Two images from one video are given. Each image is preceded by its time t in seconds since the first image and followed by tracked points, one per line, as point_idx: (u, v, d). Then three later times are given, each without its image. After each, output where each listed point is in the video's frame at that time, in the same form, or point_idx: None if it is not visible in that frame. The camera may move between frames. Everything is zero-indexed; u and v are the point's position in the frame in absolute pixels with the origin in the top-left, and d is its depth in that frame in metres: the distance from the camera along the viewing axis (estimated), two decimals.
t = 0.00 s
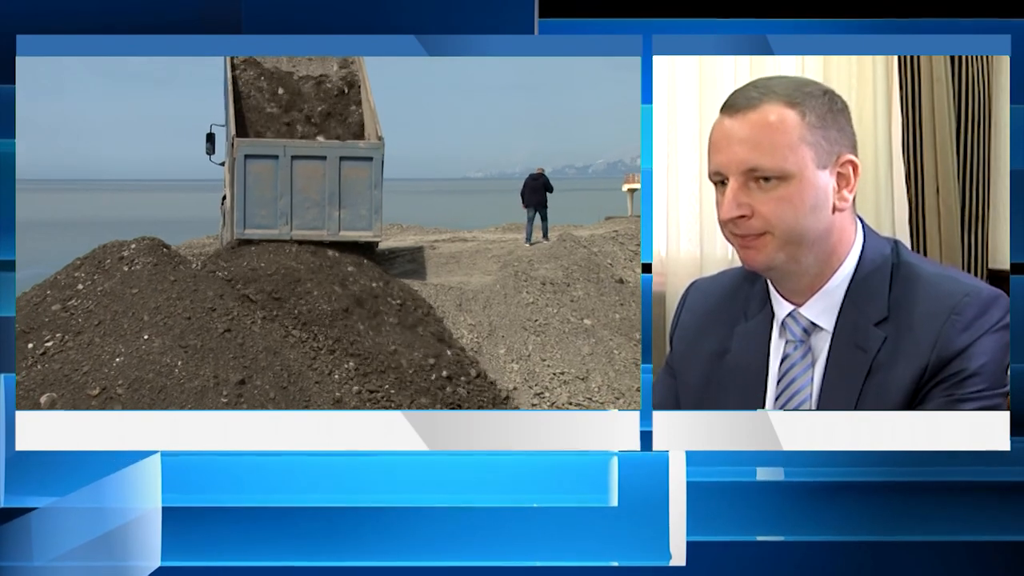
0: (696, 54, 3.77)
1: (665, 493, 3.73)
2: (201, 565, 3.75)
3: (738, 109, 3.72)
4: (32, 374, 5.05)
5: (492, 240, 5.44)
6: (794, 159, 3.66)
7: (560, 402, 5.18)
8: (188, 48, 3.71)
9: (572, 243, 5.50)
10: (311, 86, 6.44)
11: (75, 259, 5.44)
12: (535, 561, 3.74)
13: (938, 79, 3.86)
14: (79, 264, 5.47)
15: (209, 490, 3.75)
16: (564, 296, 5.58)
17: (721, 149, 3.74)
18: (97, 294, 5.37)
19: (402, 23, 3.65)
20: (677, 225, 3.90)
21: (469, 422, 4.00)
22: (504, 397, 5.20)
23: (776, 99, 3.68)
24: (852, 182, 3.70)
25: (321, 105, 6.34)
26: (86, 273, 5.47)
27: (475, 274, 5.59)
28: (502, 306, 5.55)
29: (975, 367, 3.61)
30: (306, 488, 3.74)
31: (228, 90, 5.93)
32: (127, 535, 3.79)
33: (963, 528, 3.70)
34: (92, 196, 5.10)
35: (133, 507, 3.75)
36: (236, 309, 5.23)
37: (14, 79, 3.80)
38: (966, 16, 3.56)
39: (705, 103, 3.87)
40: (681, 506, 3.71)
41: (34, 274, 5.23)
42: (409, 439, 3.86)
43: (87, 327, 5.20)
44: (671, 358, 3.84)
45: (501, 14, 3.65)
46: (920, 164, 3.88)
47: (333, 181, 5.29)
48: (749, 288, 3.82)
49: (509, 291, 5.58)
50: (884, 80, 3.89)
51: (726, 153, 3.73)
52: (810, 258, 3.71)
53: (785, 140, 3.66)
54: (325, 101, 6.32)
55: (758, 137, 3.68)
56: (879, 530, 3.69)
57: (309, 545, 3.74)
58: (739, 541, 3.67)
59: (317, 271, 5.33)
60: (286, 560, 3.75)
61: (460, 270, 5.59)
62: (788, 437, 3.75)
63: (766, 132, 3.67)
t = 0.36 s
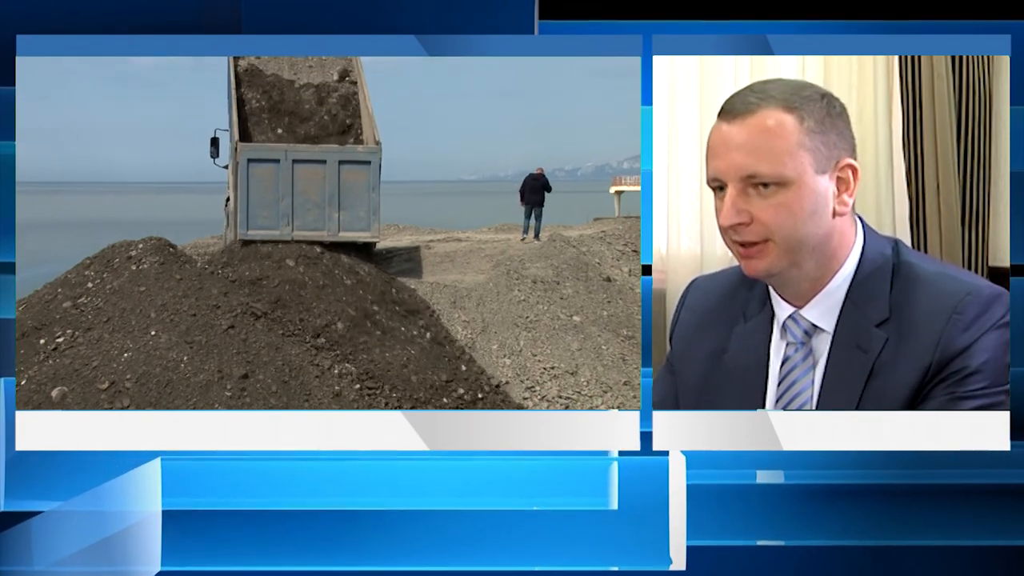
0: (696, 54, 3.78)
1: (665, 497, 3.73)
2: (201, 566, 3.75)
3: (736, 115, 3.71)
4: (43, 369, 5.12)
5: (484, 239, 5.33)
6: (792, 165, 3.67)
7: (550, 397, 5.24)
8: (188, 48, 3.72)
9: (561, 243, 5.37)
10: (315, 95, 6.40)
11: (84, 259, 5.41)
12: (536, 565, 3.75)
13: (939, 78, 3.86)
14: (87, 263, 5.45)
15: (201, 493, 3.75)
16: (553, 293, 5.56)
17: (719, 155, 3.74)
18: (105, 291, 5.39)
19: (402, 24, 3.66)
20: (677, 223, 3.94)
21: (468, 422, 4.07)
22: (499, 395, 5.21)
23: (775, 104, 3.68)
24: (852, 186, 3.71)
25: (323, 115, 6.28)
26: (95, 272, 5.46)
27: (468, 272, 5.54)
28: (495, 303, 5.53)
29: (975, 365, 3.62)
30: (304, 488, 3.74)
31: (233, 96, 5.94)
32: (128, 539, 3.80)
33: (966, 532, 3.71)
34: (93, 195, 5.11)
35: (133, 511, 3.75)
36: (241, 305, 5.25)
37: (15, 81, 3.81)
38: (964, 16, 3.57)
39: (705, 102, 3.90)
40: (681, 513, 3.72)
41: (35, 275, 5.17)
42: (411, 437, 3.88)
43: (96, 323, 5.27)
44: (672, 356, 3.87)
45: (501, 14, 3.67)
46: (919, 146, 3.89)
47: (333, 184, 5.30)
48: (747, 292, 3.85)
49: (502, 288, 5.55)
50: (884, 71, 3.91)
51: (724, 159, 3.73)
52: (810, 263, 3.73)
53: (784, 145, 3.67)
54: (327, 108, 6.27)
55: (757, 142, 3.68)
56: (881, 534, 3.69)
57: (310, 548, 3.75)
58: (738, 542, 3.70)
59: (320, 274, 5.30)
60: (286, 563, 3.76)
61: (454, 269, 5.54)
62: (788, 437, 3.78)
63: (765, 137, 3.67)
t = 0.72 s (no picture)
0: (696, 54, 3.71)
1: (665, 501, 3.72)
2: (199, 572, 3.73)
3: (752, 113, 3.70)
4: (53, 362, 5.14)
5: (477, 238, 5.14)
6: (808, 166, 3.66)
7: (541, 391, 5.17)
8: (188, 48, 3.70)
9: (552, 243, 5.08)
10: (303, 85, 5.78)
11: (94, 258, 5.08)
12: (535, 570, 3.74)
13: (939, 75, 3.83)
14: (97, 262, 5.12)
15: (197, 497, 3.73)
16: (545, 291, 5.34)
17: (733, 152, 3.72)
18: (115, 289, 5.32)
19: (403, 23, 3.65)
20: (677, 221, 3.86)
21: (469, 418, 3.88)
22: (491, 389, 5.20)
23: (792, 103, 3.68)
24: (865, 188, 3.70)
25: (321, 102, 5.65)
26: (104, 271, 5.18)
27: (462, 270, 5.28)
28: (489, 301, 5.34)
29: (979, 365, 3.62)
30: (302, 489, 3.73)
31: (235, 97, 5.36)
32: (127, 543, 3.78)
33: (967, 532, 3.70)
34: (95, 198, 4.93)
35: (133, 516, 3.74)
36: (244, 305, 5.28)
37: (14, 82, 3.79)
38: (965, 15, 3.56)
39: (705, 103, 3.81)
40: (682, 520, 3.72)
41: (36, 278, 4.93)
42: (409, 440, 3.79)
43: (105, 320, 5.26)
44: (672, 352, 3.84)
45: (502, 14, 3.65)
46: (919, 145, 3.85)
47: (332, 186, 5.21)
48: (750, 287, 3.85)
49: (493, 286, 5.34)
50: (884, 68, 3.84)
51: (739, 156, 3.71)
52: (819, 262, 3.74)
53: (800, 145, 3.66)
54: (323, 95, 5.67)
55: (769, 140, 3.67)
56: (881, 534, 3.71)
57: (309, 552, 3.74)
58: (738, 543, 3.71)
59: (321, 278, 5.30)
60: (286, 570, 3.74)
61: (448, 267, 5.27)
62: (788, 437, 3.74)
63: (782, 136, 3.66)
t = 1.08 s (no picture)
0: (696, 53, 3.75)
1: (665, 506, 3.72)
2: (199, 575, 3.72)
3: (750, 118, 3.71)
4: (64, 359, 5.09)
5: (471, 239, 5.27)
6: (806, 171, 3.67)
7: (533, 387, 5.21)
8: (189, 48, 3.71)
9: (542, 245, 5.24)
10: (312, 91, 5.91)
11: (101, 260, 5.14)
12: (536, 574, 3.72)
13: (939, 73, 3.85)
14: (104, 263, 5.17)
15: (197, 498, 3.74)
16: (535, 291, 5.46)
17: (730, 157, 3.74)
18: (122, 290, 5.29)
19: (404, 23, 3.65)
20: (676, 218, 3.90)
21: (467, 421, 4.15)
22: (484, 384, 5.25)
23: (788, 107, 3.68)
24: (862, 189, 3.72)
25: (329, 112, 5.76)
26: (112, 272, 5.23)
27: (456, 270, 5.45)
28: (483, 300, 5.45)
29: (977, 363, 3.64)
30: (303, 488, 3.74)
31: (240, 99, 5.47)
32: (127, 546, 3.74)
33: (967, 532, 3.70)
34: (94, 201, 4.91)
35: (133, 518, 3.73)
36: (250, 305, 5.20)
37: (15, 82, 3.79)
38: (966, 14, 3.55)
39: (705, 102, 3.86)
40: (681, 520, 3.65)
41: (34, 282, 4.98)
42: (408, 439, 3.89)
43: (114, 319, 5.20)
44: (672, 351, 3.85)
45: (502, 14, 3.65)
46: (919, 156, 3.86)
47: (332, 190, 5.21)
48: (749, 287, 3.86)
49: (487, 286, 5.46)
50: (884, 72, 3.87)
51: (736, 161, 3.73)
52: (818, 264, 3.76)
53: (798, 150, 3.66)
54: (331, 112, 5.76)
55: (767, 145, 3.68)
56: (881, 534, 3.70)
57: (307, 556, 3.73)
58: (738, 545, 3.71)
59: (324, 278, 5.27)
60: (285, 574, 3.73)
61: (444, 267, 5.43)
62: (788, 437, 3.81)
63: (780, 140, 3.66)
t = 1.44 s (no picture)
0: (697, 53, 3.64)
1: (665, 509, 3.64)
2: None
3: (751, 118, 3.64)
4: (76, 356, 5.14)
5: (466, 241, 5.23)
6: (807, 171, 3.61)
7: (526, 382, 5.25)
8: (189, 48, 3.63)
9: (536, 246, 5.25)
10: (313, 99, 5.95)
11: (111, 260, 5.09)
12: None
13: (939, 72, 3.78)
14: (114, 263, 5.12)
15: (189, 503, 3.65)
16: (529, 290, 5.49)
17: (731, 157, 3.66)
18: (131, 289, 5.27)
19: (405, 23, 3.57)
20: (676, 219, 3.76)
21: (469, 418, 3.82)
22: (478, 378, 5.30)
23: (789, 107, 3.61)
24: (864, 188, 3.66)
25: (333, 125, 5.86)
26: (122, 273, 5.17)
27: (452, 270, 5.44)
28: (478, 299, 5.47)
29: (977, 363, 3.57)
30: (289, 493, 3.64)
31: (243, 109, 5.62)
32: (126, 548, 3.67)
33: (975, 538, 3.59)
34: (92, 205, 4.82)
35: (133, 521, 3.65)
36: (253, 306, 5.23)
37: (15, 84, 3.72)
38: (967, 15, 3.52)
39: (705, 100, 3.73)
40: (681, 525, 3.54)
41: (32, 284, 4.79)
42: (408, 440, 3.70)
43: (124, 316, 5.27)
44: (671, 351, 3.76)
45: (501, 11, 3.56)
46: (920, 150, 3.78)
47: (332, 195, 5.29)
48: (749, 285, 3.78)
49: (482, 286, 5.45)
50: (884, 70, 3.78)
51: (739, 162, 3.65)
52: (820, 263, 3.70)
53: (799, 150, 3.61)
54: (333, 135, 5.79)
55: (769, 145, 3.62)
56: (888, 542, 3.58)
57: (305, 562, 3.66)
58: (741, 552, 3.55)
59: (327, 280, 5.32)
60: None
61: (440, 267, 5.40)
62: (788, 437, 3.67)
63: (781, 140, 3.61)
